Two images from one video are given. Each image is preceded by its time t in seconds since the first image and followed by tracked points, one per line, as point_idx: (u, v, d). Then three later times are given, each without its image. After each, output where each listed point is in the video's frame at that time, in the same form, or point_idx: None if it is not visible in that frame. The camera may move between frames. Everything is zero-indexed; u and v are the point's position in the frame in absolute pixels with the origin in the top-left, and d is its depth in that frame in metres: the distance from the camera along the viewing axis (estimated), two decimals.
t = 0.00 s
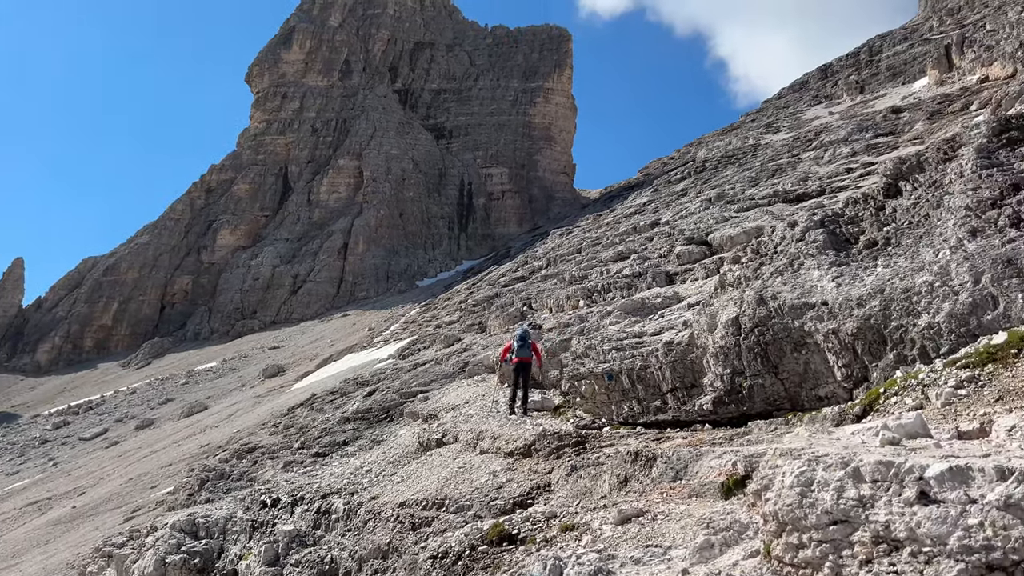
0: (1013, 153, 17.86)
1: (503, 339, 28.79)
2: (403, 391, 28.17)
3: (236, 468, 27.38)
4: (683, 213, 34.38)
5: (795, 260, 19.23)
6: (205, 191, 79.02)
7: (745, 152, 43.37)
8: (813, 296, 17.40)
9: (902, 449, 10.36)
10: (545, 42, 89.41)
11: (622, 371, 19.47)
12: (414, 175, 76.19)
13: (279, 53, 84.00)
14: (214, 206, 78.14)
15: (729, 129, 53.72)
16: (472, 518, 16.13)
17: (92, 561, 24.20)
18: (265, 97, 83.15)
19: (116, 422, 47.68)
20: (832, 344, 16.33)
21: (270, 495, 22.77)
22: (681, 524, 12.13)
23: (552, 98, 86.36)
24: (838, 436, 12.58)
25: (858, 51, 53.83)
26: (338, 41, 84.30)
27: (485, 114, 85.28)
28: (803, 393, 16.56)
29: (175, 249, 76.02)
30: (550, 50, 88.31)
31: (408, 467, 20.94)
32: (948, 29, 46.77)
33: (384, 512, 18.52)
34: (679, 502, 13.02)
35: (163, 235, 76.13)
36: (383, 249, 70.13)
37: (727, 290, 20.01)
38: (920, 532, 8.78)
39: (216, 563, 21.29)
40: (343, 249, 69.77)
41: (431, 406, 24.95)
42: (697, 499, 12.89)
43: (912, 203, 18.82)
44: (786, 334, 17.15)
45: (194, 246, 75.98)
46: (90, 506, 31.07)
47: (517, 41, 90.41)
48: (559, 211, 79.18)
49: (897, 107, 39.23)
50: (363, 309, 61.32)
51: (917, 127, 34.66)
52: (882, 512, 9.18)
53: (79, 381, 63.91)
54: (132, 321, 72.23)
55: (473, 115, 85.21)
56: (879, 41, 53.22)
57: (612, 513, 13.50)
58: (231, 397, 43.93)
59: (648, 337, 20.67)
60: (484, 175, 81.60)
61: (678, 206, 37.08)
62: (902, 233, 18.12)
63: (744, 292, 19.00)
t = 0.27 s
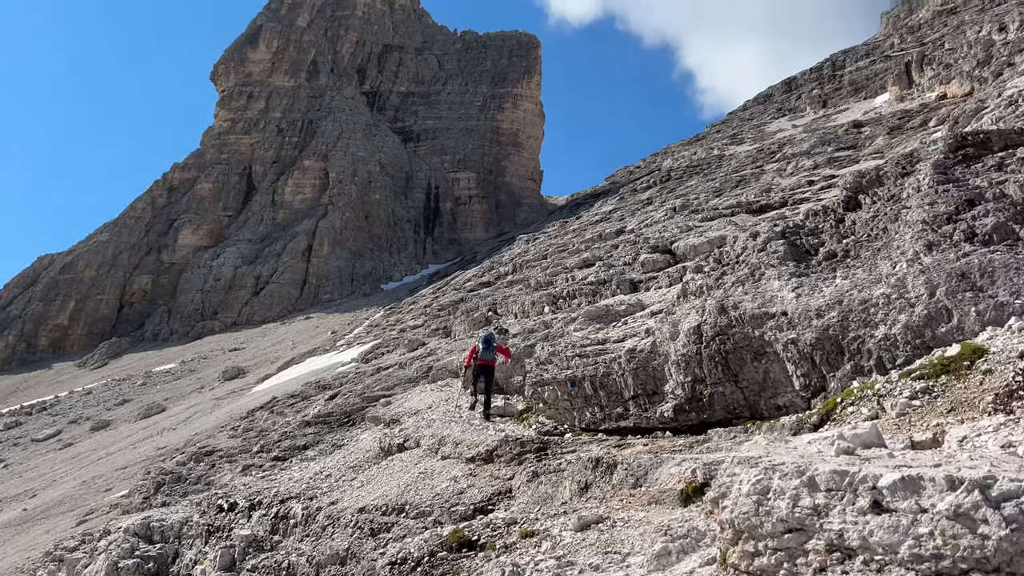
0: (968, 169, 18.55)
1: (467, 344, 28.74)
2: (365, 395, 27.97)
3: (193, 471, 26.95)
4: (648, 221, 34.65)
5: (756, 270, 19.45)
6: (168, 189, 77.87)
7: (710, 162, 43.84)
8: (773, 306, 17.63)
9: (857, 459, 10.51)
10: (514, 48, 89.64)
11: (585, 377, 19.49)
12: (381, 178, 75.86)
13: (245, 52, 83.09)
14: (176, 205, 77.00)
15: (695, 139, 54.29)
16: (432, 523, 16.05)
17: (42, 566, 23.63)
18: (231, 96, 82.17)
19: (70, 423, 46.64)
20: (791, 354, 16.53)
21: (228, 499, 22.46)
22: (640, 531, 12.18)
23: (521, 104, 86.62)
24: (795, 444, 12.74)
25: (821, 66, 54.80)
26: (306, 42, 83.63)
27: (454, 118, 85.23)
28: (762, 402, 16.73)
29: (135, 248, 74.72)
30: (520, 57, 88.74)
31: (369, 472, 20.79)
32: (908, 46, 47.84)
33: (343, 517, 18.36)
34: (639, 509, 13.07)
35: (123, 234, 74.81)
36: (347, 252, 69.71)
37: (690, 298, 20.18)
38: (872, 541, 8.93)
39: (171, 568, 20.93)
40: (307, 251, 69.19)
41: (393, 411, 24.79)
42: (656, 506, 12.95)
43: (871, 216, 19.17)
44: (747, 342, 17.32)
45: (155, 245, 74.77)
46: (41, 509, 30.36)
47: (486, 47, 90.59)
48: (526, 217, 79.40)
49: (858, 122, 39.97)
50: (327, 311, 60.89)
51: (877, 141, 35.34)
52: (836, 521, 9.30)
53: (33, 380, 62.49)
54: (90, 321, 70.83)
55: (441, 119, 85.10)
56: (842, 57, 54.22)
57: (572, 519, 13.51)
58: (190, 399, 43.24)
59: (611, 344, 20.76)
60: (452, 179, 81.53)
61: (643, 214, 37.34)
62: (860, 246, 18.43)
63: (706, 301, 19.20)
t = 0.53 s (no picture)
0: (923, 186, 19.13)
1: (429, 349, 28.63)
2: (324, 399, 27.70)
3: (145, 474, 26.42)
4: (611, 230, 34.88)
5: (715, 280, 19.64)
6: (125, 187, 76.43)
7: (673, 173, 44.27)
8: (732, 316, 17.85)
9: (810, 468, 10.66)
10: (481, 54, 89.74)
11: (545, 384, 19.51)
12: (344, 180, 75.35)
13: (209, 49, 81.90)
14: (134, 203, 75.60)
15: (659, 150, 54.83)
16: (388, 530, 15.92)
17: None
18: (193, 94, 80.93)
19: (18, 424, 45.43)
20: (748, 364, 16.71)
21: (180, 503, 22.06)
22: (597, 538, 12.20)
23: (487, 110, 86.75)
24: (750, 453, 12.89)
25: (783, 81, 55.76)
26: (271, 41, 82.71)
27: (419, 122, 85.01)
28: (719, 411, 16.89)
29: (90, 245, 73.17)
30: (486, 63, 88.93)
31: (325, 477, 20.58)
32: (867, 64, 48.92)
33: (298, 523, 18.13)
34: (596, 516, 13.09)
35: (78, 231, 73.22)
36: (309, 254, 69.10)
37: (650, 307, 20.33)
38: (823, 550, 9.04)
39: (120, 573, 20.47)
40: (267, 252, 68.40)
41: (352, 415, 24.58)
42: (613, 513, 13.00)
43: (828, 230, 19.50)
44: (705, 352, 17.49)
45: (111, 244, 73.31)
46: None
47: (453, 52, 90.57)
48: (490, 223, 79.51)
49: (818, 136, 40.69)
50: (286, 314, 60.26)
51: (836, 156, 36.02)
52: (789, 530, 9.41)
53: None
54: (42, 319, 69.15)
55: (407, 122, 84.82)
56: (803, 72, 55.20)
57: (529, 526, 13.49)
58: (144, 401, 42.41)
59: (572, 351, 20.82)
60: (416, 183, 81.30)
61: (606, 223, 37.56)
62: (817, 258, 18.73)
63: (666, 310, 19.37)
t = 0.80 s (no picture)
0: (877, 202, 19.61)
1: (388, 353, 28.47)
2: (280, 403, 27.35)
3: (94, 476, 25.79)
4: (573, 238, 35.04)
5: (673, 290, 19.81)
6: (79, 183, 74.81)
7: (635, 183, 44.63)
8: (689, 326, 18.04)
9: (762, 478, 10.78)
10: (446, 59, 89.67)
11: (504, 391, 19.49)
12: (305, 181, 74.65)
13: (169, 46, 80.44)
14: (88, 199, 74.00)
15: (621, 159, 55.25)
16: (342, 535, 15.77)
17: None
18: (152, 90, 79.44)
19: None
20: (704, 373, 16.89)
21: (129, 507, 21.59)
22: (551, 545, 12.19)
23: (451, 114, 86.69)
24: (704, 462, 13.01)
25: (744, 94, 56.63)
26: (233, 39, 81.56)
27: (383, 124, 84.63)
28: (675, 420, 17.03)
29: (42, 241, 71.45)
30: (451, 68, 88.95)
31: (279, 482, 20.32)
32: (825, 81, 49.95)
33: (251, 528, 17.86)
34: (551, 523, 13.11)
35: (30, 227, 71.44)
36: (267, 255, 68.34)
37: (609, 315, 20.45)
38: (773, 560, 9.16)
39: None
40: (224, 252, 67.43)
41: (308, 419, 24.31)
42: (569, 521, 13.01)
43: (785, 242, 19.80)
44: (662, 360, 17.64)
45: (64, 240, 71.66)
46: None
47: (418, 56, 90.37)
48: (453, 228, 79.45)
49: (777, 150, 41.38)
50: (243, 315, 59.52)
51: (794, 170, 36.63)
52: (740, 538, 9.51)
53: None
54: None
55: (370, 124, 84.36)
56: (763, 87, 56.11)
57: (484, 533, 13.46)
58: (94, 402, 41.44)
59: (531, 357, 20.84)
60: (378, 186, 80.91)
61: (568, 231, 37.72)
62: (774, 270, 19.01)
63: (625, 318, 19.52)
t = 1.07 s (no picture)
0: (832, 216, 19.99)
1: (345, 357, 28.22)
2: (233, 405, 26.92)
3: (38, 478, 25.10)
4: (535, 244, 35.14)
5: (632, 298, 19.95)
6: (31, 177, 72.93)
7: (596, 191, 44.90)
8: (647, 334, 18.18)
9: (715, 487, 10.88)
10: (411, 63, 89.41)
11: (462, 396, 19.43)
12: (265, 181, 73.78)
13: (128, 40, 78.69)
14: (40, 194, 72.18)
15: (584, 168, 55.57)
16: (294, 541, 15.56)
17: None
18: (109, 84, 77.69)
19: None
20: (661, 382, 17.02)
21: (74, 510, 21.05)
22: (505, 552, 12.16)
23: (415, 118, 86.45)
24: (659, 470, 13.10)
25: (705, 107, 57.39)
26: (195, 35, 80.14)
27: (346, 126, 84.05)
28: (632, 428, 17.12)
29: None
30: (415, 72, 88.73)
31: (231, 485, 19.99)
32: (785, 96, 50.86)
33: (200, 532, 17.54)
34: (506, 530, 13.07)
35: None
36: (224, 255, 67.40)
37: (568, 322, 20.52)
38: (724, 567, 9.23)
39: None
40: (180, 251, 66.29)
41: (262, 422, 23.97)
42: (523, 527, 12.99)
43: (742, 254, 20.08)
44: (620, 368, 17.74)
45: (14, 235, 69.78)
46: None
47: (383, 58, 89.97)
48: (414, 232, 79.19)
49: (736, 163, 41.99)
50: (198, 315, 58.57)
51: (752, 183, 37.20)
52: (692, 546, 9.58)
53: None
54: None
55: (333, 126, 83.72)
56: (724, 100, 56.90)
57: (438, 539, 13.38)
58: (40, 401, 40.35)
59: (490, 363, 20.82)
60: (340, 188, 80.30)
61: (529, 238, 37.80)
62: (730, 281, 19.24)
63: (584, 326, 19.60)
